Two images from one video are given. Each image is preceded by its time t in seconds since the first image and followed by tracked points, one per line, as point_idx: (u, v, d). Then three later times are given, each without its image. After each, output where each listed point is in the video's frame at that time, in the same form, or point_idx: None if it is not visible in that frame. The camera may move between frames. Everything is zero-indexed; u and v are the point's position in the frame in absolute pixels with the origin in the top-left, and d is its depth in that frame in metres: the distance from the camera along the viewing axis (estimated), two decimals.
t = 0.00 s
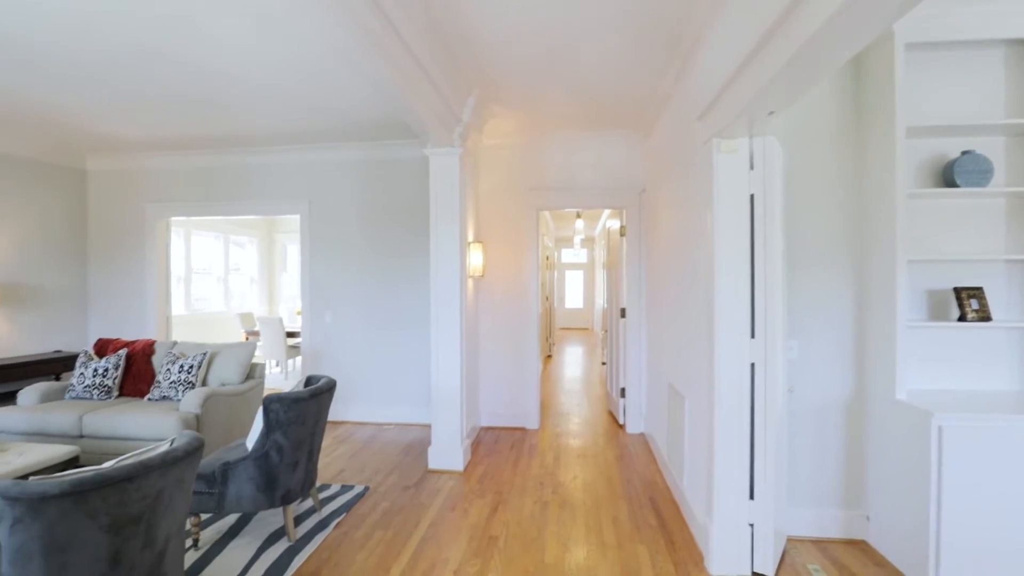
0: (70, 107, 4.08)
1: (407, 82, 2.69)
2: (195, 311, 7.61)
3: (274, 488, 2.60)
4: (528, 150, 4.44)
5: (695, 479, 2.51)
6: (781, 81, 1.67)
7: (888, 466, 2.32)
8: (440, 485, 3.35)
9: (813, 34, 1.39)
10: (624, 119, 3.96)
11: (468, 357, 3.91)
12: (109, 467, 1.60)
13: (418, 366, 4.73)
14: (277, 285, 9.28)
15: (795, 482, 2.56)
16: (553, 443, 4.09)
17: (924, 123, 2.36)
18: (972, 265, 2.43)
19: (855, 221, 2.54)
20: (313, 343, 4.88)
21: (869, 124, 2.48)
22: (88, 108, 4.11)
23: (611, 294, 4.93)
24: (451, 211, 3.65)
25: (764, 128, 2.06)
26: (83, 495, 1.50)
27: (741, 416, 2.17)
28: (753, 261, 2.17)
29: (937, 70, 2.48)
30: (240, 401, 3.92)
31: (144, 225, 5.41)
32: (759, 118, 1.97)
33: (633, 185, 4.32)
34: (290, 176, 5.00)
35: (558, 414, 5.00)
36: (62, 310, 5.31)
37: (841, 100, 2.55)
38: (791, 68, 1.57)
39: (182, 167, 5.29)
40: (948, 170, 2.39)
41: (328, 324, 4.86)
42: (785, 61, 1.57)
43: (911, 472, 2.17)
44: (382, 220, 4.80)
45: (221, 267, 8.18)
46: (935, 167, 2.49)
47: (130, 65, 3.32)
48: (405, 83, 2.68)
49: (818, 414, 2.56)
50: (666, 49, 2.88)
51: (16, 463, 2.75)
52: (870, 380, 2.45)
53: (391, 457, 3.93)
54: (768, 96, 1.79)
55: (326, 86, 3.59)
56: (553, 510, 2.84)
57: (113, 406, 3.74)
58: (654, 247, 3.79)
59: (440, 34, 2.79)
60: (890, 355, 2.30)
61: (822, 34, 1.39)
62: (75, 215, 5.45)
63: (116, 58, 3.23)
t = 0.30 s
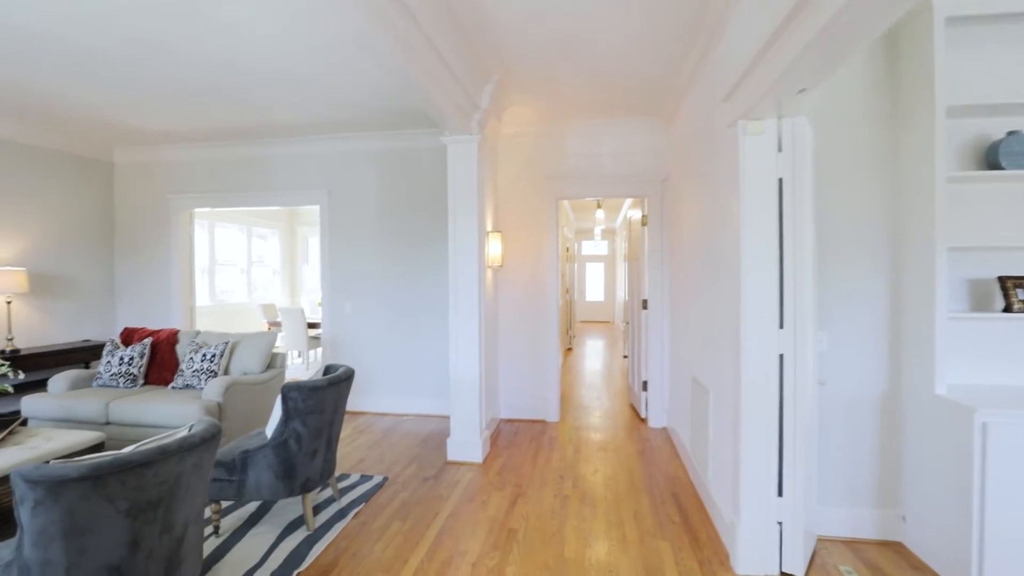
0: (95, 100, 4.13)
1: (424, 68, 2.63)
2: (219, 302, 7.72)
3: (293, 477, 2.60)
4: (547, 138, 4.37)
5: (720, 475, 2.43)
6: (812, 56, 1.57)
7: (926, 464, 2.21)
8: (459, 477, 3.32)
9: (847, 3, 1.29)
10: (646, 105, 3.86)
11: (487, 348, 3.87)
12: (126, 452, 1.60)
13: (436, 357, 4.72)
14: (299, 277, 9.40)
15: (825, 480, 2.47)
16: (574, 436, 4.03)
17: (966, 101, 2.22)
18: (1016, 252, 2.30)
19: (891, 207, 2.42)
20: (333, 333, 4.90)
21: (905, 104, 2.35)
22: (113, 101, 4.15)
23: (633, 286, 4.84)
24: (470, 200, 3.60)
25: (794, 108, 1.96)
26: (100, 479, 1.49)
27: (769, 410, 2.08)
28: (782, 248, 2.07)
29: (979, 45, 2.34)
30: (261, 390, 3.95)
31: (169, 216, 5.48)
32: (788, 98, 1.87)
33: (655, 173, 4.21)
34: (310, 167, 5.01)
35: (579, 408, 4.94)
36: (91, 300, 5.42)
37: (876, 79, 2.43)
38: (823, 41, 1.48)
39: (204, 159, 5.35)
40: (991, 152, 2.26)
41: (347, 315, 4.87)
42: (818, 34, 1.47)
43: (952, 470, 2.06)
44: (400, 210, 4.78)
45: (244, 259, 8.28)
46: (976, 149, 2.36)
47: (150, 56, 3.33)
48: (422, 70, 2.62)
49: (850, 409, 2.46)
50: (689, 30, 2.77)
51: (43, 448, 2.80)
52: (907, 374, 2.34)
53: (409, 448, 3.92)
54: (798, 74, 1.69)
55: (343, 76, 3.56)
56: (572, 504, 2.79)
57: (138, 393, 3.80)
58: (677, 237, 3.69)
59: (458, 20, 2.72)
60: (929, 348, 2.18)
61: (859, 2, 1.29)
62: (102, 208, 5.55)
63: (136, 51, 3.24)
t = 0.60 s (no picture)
0: (123, 94, 4.18)
1: (446, 53, 2.56)
2: (244, 296, 7.82)
3: (314, 469, 2.58)
4: (571, 128, 4.28)
5: (752, 474, 2.33)
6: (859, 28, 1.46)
7: (976, 467, 2.08)
8: (480, 472, 3.28)
9: None
10: (674, 91, 3.74)
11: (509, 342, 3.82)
12: (146, 441, 1.58)
13: (457, 350, 4.68)
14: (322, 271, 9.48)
15: (864, 481, 2.35)
16: (597, 432, 3.95)
17: None
18: None
19: (939, 194, 2.28)
20: (355, 326, 4.91)
21: (956, 83, 2.21)
22: (139, 95, 4.20)
23: (658, 280, 4.72)
24: (492, 191, 3.54)
25: (836, 86, 1.84)
26: (120, 467, 1.47)
27: (806, 407, 1.98)
28: (821, 237, 1.96)
29: None
30: (283, 382, 3.97)
31: (195, 209, 5.55)
32: (829, 76, 1.75)
33: (683, 161, 4.09)
34: (332, 159, 5.01)
35: (602, 404, 4.85)
36: (121, 293, 5.53)
37: (924, 57, 2.29)
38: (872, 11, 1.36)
39: (229, 153, 5.40)
40: None
41: (369, 308, 4.87)
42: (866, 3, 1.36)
43: (1005, 474, 1.93)
44: (422, 202, 4.74)
45: (269, 253, 8.37)
46: None
47: (173, 49, 3.33)
48: (445, 55, 2.56)
49: (891, 407, 2.33)
50: (720, 11, 2.66)
51: (70, 437, 2.84)
52: (955, 371, 2.21)
53: (431, 442, 3.89)
54: (842, 49, 1.58)
55: (364, 66, 3.53)
56: (597, 502, 2.71)
57: (164, 384, 3.85)
58: (706, 228, 3.58)
59: (481, 4, 2.64)
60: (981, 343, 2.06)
61: None
62: (132, 202, 5.65)
63: (160, 43, 3.25)
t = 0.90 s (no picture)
0: (153, 91, 4.23)
1: (472, 39, 2.50)
2: (270, 292, 7.91)
3: (336, 464, 2.56)
4: (598, 118, 4.19)
5: (790, 478, 2.22)
6: None
7: None
8: (505, 469, 3.22)
9: None
10: (707, 78, 3.63)
11: (534, 337, 3.75)
12: (167, 434, 1.55)
13: (481, 347, 4.63)
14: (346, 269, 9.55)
15: (912, 486, 2.22)
16: (622, 431, 3.86)
17: None
18: None
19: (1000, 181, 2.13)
20: (379, 321, 4.90)
21: None
22: (168, 92, 4.24)
23: (686, 276, 4.60)
24: (517, 184, 3.47)
25: (891, 63, 1.72)
26: (140, 461, 1.45)
27: (853, 407, 1.86)
28: (871, 226, 1.85)
29: None
30: (307, 376, 3.97)
31: (223, 205, 5.61)
32: (884, 52, 1.64)
33: (714, 152, 3.96)
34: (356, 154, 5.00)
35: (627, 402, 4.75)
36: (151, 288, 5.62)
37: (985, 34, 2.14)
38: None
39: (256, 149, 5.44)
40: None
41: (392, 303, 4.86)
42: None
43: None
44: (446, 197, 4.70)
45: (294, 250, 8.45)
46: None
47: (200, 43, 3.34)
48: (471, 41, 2.49)
49: (941, 409, 2.19)
50: None
51: (100, 428, 2.87)
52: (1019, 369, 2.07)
53: (454, 438, 3.85)
54: (903, 20, 1.46)
55: (389, 58, 3.49)
56: (624, 502, 2.63)
57: (191, 377, 3.89)
58: (739, 221, 3.45)
59: None
60: None
61: None
62: (162, 198, 5.74)
63: (187, 38, 3.25)
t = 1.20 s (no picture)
0: (183, 90, 4.28)
1: (499, 27, 2.43)
2: (298, 289, 8.00)
3: (360, 461, 2.53)
4: (627, 111, 4.09)
5: (835, 485, 2.10)
6: None
7: None
8: (531, 469, 3.15)
9: None
10: (743, 66, 3.49)
11: (561, 335, 3.67)
12: (189, 429, 1.55)
13: (506, 345, 4.56)
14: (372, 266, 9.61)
15: (970, 496, 2.08)
16: (652, 432, 3.75)
17: None
18: None
19: None
20: (404, 318, 4.89)
21: None
22: (198, 90, 4.28)
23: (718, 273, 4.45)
24: (544, 177, 3.40)
25: (953, 38, 1.60)
26: (160, 456, 1.45)
27: (908, 411, 1.74)
28: (930, 215, 1.73)
29: None
30: (332, 372, 3.97)
31: (251, 203, 5.67)
32: (947, 25, 1.52)
33: (749, 143, 3.81)
34: (382, 151, 4.99)
35: (656, 403, 4.64)
36: (183, 284, 5.72)
37: None
38: None
39: (284, 147, 5.48)
40: None
41: (418, 300, 4.84)
42: None
43: None
44: (472, 192, 4.65)
45: (322, 247, 8.53)
46: None
47: (228, 39, 3.34)
48: (497, 28, 2.42)
49: (1003, 415, 2.04)
50: None
51: (130, 421, 2.90)
52: None
53: (479, 436, 3.80)
54: None
55: (415, 51, 3.44)
56: (654, 506, 2.55)
57: (220, 372, 3.92)
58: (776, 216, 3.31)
59: None
60: None
61: None
62: (193, 196, 5.83)
63: (215, 34, 3.26)
